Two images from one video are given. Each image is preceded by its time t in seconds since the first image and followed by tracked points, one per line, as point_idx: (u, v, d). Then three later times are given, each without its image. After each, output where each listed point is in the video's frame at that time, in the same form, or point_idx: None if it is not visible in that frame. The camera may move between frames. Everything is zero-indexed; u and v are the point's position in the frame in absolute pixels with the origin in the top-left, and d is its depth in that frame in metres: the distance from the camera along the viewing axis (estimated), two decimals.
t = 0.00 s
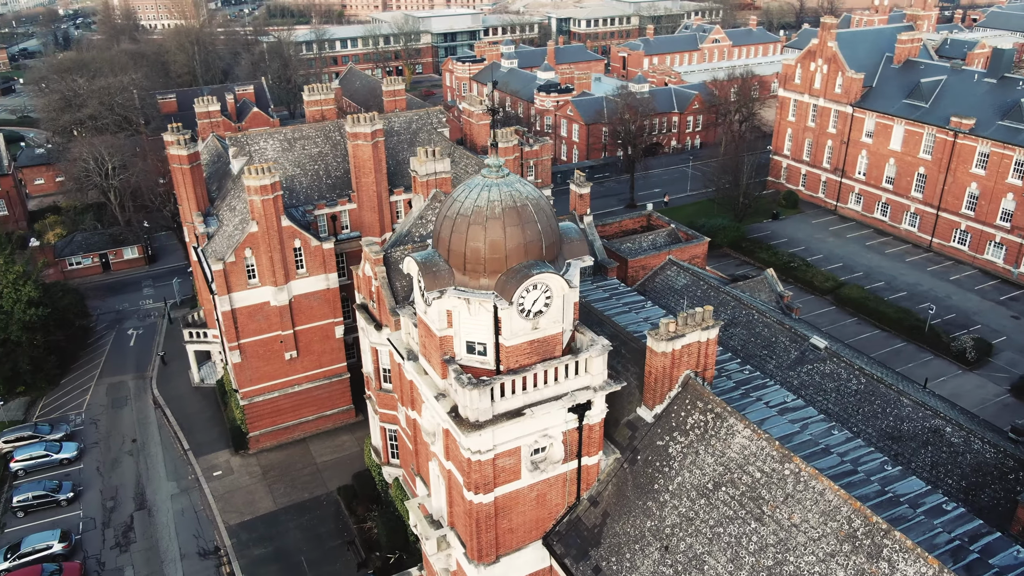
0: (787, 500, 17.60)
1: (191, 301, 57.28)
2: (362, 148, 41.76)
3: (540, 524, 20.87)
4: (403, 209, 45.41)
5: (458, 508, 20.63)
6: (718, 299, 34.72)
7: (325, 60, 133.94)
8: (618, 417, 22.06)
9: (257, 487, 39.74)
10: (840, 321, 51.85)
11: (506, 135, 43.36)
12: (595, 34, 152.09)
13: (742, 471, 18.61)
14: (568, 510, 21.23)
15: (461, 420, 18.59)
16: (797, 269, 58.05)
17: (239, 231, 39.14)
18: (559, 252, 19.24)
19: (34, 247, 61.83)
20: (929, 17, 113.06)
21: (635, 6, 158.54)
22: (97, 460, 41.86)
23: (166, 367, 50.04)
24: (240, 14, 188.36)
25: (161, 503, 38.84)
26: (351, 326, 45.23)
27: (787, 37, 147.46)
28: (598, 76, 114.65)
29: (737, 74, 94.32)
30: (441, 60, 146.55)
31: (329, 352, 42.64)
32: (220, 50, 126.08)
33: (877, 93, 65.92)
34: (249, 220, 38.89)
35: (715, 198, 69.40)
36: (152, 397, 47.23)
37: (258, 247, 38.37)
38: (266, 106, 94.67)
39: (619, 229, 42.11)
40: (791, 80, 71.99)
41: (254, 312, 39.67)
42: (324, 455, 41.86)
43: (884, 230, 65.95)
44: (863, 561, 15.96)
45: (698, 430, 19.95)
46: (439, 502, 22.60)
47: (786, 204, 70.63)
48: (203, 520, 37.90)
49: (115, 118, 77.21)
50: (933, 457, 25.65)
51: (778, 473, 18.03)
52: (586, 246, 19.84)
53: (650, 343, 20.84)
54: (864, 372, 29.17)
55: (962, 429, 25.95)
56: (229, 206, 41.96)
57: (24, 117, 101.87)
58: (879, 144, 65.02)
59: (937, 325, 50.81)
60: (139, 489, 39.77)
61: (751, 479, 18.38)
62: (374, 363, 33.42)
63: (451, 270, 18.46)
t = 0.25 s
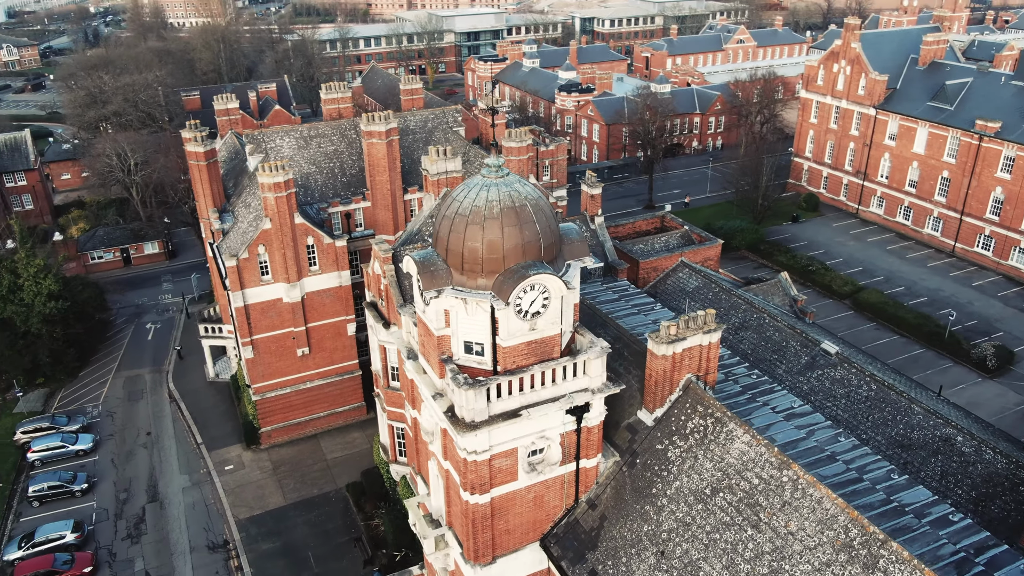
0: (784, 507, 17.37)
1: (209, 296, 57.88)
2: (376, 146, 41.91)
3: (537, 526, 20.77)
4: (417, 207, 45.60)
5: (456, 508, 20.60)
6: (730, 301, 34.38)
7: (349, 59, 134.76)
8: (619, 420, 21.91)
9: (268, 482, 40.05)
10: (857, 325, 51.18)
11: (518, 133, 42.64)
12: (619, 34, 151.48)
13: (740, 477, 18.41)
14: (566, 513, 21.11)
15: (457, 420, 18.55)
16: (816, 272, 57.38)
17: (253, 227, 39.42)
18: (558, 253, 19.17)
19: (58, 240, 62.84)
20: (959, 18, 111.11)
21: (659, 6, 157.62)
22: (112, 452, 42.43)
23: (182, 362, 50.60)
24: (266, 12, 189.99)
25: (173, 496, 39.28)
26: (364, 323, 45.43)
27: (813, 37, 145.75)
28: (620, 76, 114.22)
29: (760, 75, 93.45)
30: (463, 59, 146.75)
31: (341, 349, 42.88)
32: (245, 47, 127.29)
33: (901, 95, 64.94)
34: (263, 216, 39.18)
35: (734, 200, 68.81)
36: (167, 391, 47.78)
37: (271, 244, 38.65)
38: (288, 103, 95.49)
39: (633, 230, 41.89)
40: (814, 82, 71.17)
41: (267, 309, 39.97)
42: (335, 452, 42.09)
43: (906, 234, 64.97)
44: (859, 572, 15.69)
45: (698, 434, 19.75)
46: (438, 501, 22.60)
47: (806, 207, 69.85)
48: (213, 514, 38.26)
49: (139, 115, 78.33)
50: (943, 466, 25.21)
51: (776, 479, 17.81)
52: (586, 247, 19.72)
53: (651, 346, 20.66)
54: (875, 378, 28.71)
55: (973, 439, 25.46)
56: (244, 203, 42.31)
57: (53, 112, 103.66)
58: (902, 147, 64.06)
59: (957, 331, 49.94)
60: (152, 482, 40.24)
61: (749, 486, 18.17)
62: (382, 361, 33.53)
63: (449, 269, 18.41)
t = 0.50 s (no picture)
0: (780, 514, 17.14)
1: (226, 292, 58.46)
2: (391, 145, 42.11)
3: (534, 528, 20.71)
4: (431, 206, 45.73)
5: (453, 508, 20.58)
6: (741, 304, 34.03)
7: (372, 58, 135.52)
8: (619, 423, 21.77)
9: (278, 478, 40.34)
10: (875, 331, 50.48)
11: (532, 133, 42.26)
12: (642, 35, 150.80)
13: (738, 483, 18.19)
14: (564, 515, 21.01)
15: (453, 419, 18.53)
16: (834, 276, 56.68)
17: (267, 224, 39.70)
18: (558, 254, 19.08)
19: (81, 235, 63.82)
20: (990, 19, 109.10)
21: (684, 6, 156.64)
22: (127, 445, 42.98)
23: (198, 356, 51.14)
24: (293, 11, 191.70)
25: (185, 489, 39.70)
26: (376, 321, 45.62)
27: (840, 38, 143.97)
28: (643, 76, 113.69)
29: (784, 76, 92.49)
30: (486, 58, 146.94)
31: (353, 347, 43.10)
32: (270, 46, 128.50)
33: (926, 97, 63.93)
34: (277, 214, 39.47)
35: (753, 203, 68.17)
36: (183, 385, 48.33)
37: (284, 241, 38.92)
38: (310, 101, 96.20)
39: (646, 231, 41.65)
40: (837, 83, 70.25)
41: (280, 305, 40.26)
42: (345, 448, 42.31)
43: (928, 239, 63.94)
44: None
45: (697, 439, 19.56)
46: (437, 500, 22.60)
47: (827, 210, 69.01)
48: (223, 507, 38.62)
49: (162, 112, 79.34)
50: (953, 476, 24.76)
51: (773, 486, 17.57)
52: (586, 248, 19.62)
53: (652, 348, 20.50)
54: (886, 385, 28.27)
55: (985, 449, 24.95)
56: (259, 200, 42.66)
57: (81, 109, 105.40)
58: (926, 150, 63.04)
59: (978, 338, 49.06)
60: (165, 475, 40.69)
61: (746, 492, 17.96)
62: (390, 359, 33.63)
63: (447, 269, 18.41)
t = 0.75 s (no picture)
0: (776, 522, 16.93)
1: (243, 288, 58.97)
2: (405, 144, 42.25)
3: (531, 529, 20.63)
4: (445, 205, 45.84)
5: (450, 508, 20.56)
6: (752, 309, 33.71)
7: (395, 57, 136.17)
8: (619, 426, 21.63)
9: (288, 473, 40.61)
10: (894, 337, 49.76)
11: (547, 133, 41.99)
12: (666, 36, 150.03)
13: (735, 489, 18.00)
14: (561, 517, 20.90)
15: (449, 419, 18.49)
16: (853, 281, 55.97)
17: (281, 222, 40.00)
18: (557, 254, 19.00)
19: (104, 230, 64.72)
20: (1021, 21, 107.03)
21: (709, 7, 155.55)
22: (141, 438, 43.49)
23: (214, 352, 51.65)
24: (319, 10, 193.26)
25: (197, 483, 40.10)
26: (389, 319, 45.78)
27: (868, 40, 142.11)
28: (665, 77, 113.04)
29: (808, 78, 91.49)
30: (509, 59, 147.03)
31: (365, 345, 43.29)
32: (294, 44, 129.57)
33: (951, 100, 62.87)
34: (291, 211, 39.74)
35: (773, 206, 67.50)
36: (198, 380, 48.83)
37: (297, 238, 39.18)
38: (332, 100, 96.77)
39: (659, 233, 41.39)
40: (860, 86, 69.36)
41: (292, 302, 40.54)
42: (356, 446, 42.49)
43: (951, 245, 62.89)
44: None
45: (695, 443, 19.38)
46: (436, 499, 22.59)
47: (848, 214, 68.16)
48: (233, 502, 38.95)
49: (185, 110, 80.26)
50: (962, 487, 24.32)
51: (770, 493, 17.36)
52: (587, 249, 19.53)
53: (652, 351, 20.33)
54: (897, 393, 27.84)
55: (996, 459, 24.47)
56: (274, 197, 42.99)
57: (108, 106, 107.01)
58: (950, 154, 62.00)
59: (999, 346, 48.15)
60: (177, 469, 41.14)
61: (742, 498, 17.76)
62: (398, 357, 33.70)
63: (445, 268, 18.40)
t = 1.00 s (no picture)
0: (771, 529, 16.71)
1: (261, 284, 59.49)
2: (419, 143, 42.30)
3: (528, 531, 20.56)
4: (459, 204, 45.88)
5: (447, 507, 20.55)
6: (763, 312, 33.36)
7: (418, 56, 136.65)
8: (619, 428, 21.49)
9: (298, 469, 40.89)
10: (912, 343, 49.01)
11: (560, 133, 41.95)
12: (690, 36, 149.04)
13: (732, 494, 17.79)
14: (559, 519, 20.80)
15: (445, 419, 18.46)
16: (872, 286, 55.23)
17: (295, 219, 40.27)
18: (556, 255, 18.94)
19: (126, 225, 65.61)
20: None
21: (734, 7, 154.24)
22: (156, 431, 44.02)
23: (230, 347, 52.15)
24: (344, 9, 194.52)
25: (208, 477, 40.51)
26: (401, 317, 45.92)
27: (896, 41, 140.13)
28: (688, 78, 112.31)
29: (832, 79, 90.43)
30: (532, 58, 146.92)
31: (377, 342, 43.47)
32: (318, 43, 130.53)
33: (976, 103, 61.79)
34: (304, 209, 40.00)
35: (793, 209, 66.78)
36: (213, 374, 49.32)
37: (310, 236, 39.42)
38: (354, 99, 97.33)
39: (673, 235, 41.09)
40: (884, 88, 68.44)
41: (305, 299, 40.80)
42: (366, 443, 42.68)
43: (975, 250, 61.78)
44: None
45: (694, 447, 19.19)
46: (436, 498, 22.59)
47: (869, 217, 67.24)
48: (244, 496, 39.30)
49: (208, 107, 81.12)
50: (972, 497, 23.85)
51: (766, 499, 17.13)
52: (587, 250, 19.46)
53: (652, 354, 20.18)
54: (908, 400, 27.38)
55: (1007, 470, 23.96)
56: (289, 195, 43.32)
57: (135, 103, 108.52)
58: (975, 158, 60.94)
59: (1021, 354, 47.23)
60: (190, 462, 41.58)
61: (739, 504, 17.55)
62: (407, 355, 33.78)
63: (443, 268, 18.41)
